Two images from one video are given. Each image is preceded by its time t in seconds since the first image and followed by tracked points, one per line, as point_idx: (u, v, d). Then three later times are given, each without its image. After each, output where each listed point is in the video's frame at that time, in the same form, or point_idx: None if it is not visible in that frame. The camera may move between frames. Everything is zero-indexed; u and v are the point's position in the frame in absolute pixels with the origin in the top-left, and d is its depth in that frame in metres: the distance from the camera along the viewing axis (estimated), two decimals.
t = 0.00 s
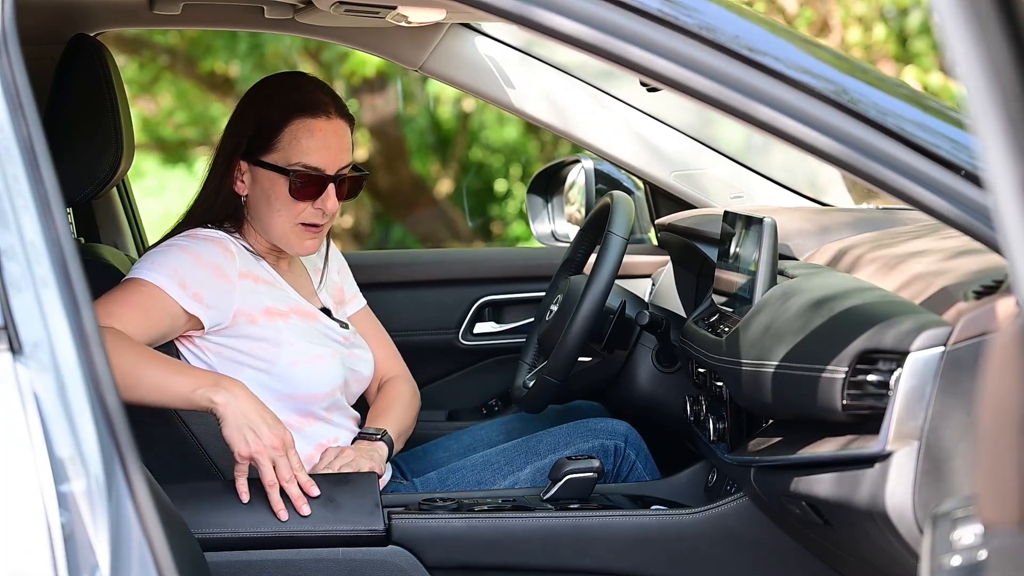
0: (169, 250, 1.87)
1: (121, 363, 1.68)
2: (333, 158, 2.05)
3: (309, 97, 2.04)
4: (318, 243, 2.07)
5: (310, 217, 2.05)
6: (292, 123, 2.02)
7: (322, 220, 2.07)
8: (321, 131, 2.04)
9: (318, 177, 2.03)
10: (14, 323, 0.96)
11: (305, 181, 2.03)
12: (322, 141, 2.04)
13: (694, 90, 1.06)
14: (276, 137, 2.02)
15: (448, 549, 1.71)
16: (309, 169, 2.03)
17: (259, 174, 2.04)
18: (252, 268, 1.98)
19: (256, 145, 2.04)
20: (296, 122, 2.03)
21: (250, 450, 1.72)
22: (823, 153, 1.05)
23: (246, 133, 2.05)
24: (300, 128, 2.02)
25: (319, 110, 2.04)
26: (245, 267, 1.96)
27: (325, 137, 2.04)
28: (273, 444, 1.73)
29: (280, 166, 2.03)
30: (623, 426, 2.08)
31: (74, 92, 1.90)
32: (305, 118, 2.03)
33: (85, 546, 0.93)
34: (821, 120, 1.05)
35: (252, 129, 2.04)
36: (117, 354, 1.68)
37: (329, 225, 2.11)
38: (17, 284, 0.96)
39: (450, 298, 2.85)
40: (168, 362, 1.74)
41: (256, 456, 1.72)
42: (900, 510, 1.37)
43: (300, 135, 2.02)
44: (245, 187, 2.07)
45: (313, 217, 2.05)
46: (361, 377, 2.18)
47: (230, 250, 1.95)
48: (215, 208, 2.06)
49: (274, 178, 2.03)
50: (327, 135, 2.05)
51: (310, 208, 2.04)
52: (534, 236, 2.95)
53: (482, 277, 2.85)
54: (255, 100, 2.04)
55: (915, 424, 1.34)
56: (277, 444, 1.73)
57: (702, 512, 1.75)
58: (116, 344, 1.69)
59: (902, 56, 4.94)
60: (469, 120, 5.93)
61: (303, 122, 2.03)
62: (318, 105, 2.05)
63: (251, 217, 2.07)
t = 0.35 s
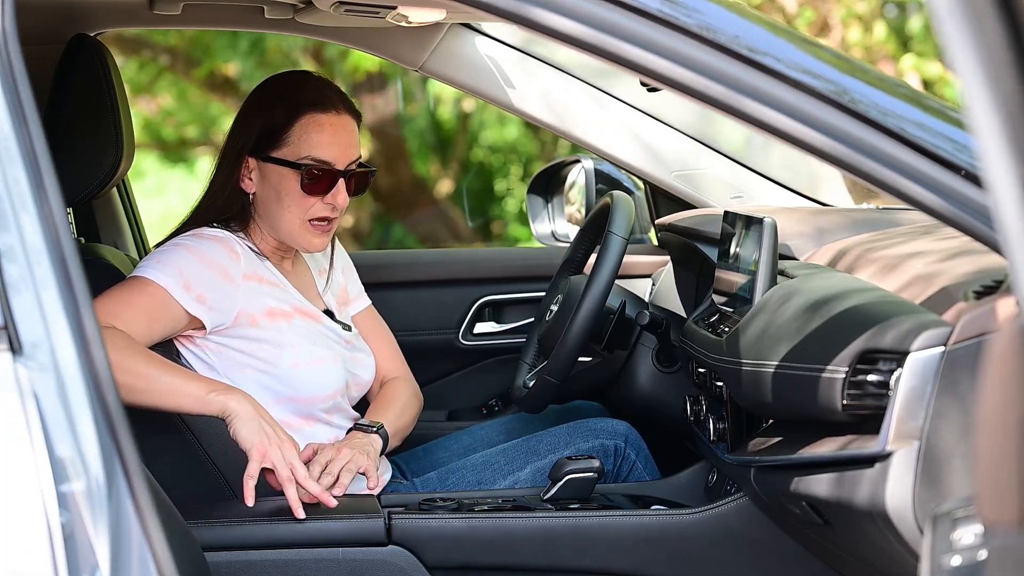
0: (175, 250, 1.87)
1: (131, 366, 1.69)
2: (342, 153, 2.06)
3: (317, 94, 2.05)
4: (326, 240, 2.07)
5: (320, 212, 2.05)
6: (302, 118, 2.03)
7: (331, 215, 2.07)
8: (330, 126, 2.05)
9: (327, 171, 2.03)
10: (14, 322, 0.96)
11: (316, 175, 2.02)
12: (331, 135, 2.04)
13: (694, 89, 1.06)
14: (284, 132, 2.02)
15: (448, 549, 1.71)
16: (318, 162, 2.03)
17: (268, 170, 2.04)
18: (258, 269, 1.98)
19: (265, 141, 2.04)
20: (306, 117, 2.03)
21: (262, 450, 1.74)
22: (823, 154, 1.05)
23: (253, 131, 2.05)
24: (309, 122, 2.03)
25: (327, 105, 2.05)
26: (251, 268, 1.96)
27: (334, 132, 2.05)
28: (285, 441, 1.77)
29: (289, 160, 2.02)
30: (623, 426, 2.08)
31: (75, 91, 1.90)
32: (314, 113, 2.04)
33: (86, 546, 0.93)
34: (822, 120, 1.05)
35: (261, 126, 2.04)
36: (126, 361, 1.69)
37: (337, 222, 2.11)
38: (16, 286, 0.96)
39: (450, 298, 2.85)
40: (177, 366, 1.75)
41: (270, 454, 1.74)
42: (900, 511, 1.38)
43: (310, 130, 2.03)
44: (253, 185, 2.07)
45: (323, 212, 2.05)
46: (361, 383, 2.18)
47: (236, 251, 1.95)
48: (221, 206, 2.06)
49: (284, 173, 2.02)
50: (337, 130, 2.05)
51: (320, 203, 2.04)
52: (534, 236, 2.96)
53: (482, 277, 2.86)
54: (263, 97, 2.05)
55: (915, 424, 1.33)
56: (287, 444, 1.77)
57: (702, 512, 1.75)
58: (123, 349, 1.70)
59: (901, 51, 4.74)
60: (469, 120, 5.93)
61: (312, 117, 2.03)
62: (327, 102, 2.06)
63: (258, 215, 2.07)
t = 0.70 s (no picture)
0: (175, 263, 1.84)
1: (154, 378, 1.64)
2: (309, 125, 2.08)
3: (284, 71, 2.09)
4: (305, 213, 2.07)
5: (291, 185, 2.06)
6: (265, 94, 2.07)
7: (305, 188, 2.07)
8: (295, 99, 2.07)
9: (292, 141, 2.05)
10: (14, 323, 0.97)
11: (281, 146, 2.05)
12: (296, 108, 2.07)
13: (693, 88, 1.06)
14: (251, 111, 2.07)
15: (448, 549, 1.71)
16: (283, 134, 2.05)
17: (242, 152, 2.08)
18: (258, 271, 1.97)
19: (238, 126, 2.09)
20: (269, 92, 2.07)
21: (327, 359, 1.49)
22: (823, 153, 1.05)
23: (229, 119, 2.10)
24: (273, 97, 2.06)
25: (292, 80, 2.09)
26: (252, 271, 1.95)
27: (299, 105, 2.07)
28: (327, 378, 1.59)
29: (254, 135, 2.06)
30: (623, 426, 2.07)
31: (75, 91, 1.90)
32: (277, 88, 2.07)
33: (85, 548, 0.92)
34: (822, 120, 1.05)
35: (236, 113, 2.09)
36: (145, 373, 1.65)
37: (319, 200, 2.11)
38: (16, 287, 0.97)
39: (450, 298, 2.85)
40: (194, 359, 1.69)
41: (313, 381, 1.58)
42: (900, 511, 1.38)
43: (273, 104, 2.06)
44: (235, 173, 2.10)
45: (295, 184, 2.06)
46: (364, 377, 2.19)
47: (236, 256, 1.93)
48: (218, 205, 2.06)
49: (252, 151, 2.06)
50: (302, 103, 2.08)
51: (289, 175, 2.06)
52: (534, 236, 2.95)
53: (482, 277, 2.86)
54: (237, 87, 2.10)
55: (915, 424, 1.34)
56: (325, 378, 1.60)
57: (702, 512, 1.75)
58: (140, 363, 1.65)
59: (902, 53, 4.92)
60: (469, 121, 5.98)
61: (275, 92, 2.07)
62: (293, 79, 2.09)
63: (243, 201, 2.10)
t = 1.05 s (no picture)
0: (204, 279, 1.82)
1: (223, 421, 1.69)
2: (320, 133, 2.07)
3: (297, 75, 2.07)
4: (317, 221, 2.07)
5: (304, 193, 2.05)
6: (277, 102, 2.04)
7: (317, 196, 2.07)
8: (306, 107, 2.06)
9: (307, 151, 2.04)
10: (14, 323, 0.97)
11: (296, 155, 2.03)
12: (308, 116, 2.05)
13: (692, 88, 1.06)
14: (262, 118, 2.04)
15: (448, 549, 1.71)
16: (298, 143, 2.04)
17: (251, 159, 2.04)
18: (271, 274, 1.95)
19: (246, 132, 2.05)
20: (281, 100, 2.05)
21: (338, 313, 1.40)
22: (822, 153, 1.05)
23: (235, 123, 2.06)
24: (285, 105, 2.04)
25: (301, 87, 2.07)
26: (267, 275, 1.93)
27: (310, 113, 2.06)
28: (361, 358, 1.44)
29: (268, 145, 2.03)
30: (624, 426, 2.07)
31: (75, 91, 1.90)
32: (289, 96, 2.05)
33: (85, 547, 0.92)
34: (822, 120, 1.05)
35: (242, 117, 2.05)
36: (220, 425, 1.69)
37: (327, 205, 2.11)
38: (16, 288, 0.97)
39: (450, 298, 2.85)
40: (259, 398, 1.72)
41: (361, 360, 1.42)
42: (900, 511, 1.38)
43: (286, 113, 2.04)
44: (240, 176, 2.07)
45: (307, 192, 2.06)
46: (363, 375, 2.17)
47: (253, 262, 1.91)
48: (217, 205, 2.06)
49: (264, 158, 2.03)
50: (313, 111, 2.07)
51: (303, 184, 2.05)
52: (534, 236, 2.95)
53: (482, 277, 2.86)
54: (240, 90, 2.06)
55: (915, 424, 1.34)
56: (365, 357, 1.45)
57: (702, 512, 1.75)
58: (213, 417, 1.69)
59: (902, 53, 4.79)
60: (469, 120, 5.93)
61: (287, 100, 2.05)
62: (302, 85, 2.07)
63: (249, 206, 2.08)
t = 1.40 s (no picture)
0: (208, 286, 1.81)
1: (217, 457, 1.64)
2: (344, 133, 2.09)
3: (324, 75, 2.10)
4: (334, 219, 2.09)
5: (326, 190, 2.07)
6: (305, 99, 2.05)
7: (336, 194, 2.10)
8: (333, 107, 2.08)
9: (335, 149, 2.06)
10: (14, 322, 0.97)
11: (324, 153, 2.05)
12: (335, 116, 2.08)
13: (692, 88, 1.06)
14: (289, 114, 2.04)
15: (447, 549, 1.71)
16: (326, 141, 2.05)
17: (274, 153, 2.04)
18: (274, 278, 1.95)
19: (271, 126, 2.04)
20: (310, 98, 2.06)
21: (361, 452, 1.50)
22: (822, 153, 1.05)
23: (255, 116, 2.04)
24: (314, 103, 2.06)
25: (327, 87, 2.09)
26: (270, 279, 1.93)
27: (337, 113, 2.08)
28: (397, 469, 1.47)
29: (295, 140, 2.04)
30: (624, 427, 2.07)
31: (75, 92, 1.90)
32: (317, 95, 2.07)
33: (85, 547, 0.92)
34: (821, 119, 1.05)
35: (262, 111, 2.04)
36: (212, 451, 1.64)
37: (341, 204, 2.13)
38: (16, 286, 0.97)
39: (450, 298, 2.84)
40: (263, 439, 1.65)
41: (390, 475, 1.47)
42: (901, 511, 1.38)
43: (314, 110, 2.05)
44: (255, 172, 2.05)
45: (330, 190, 2.08)
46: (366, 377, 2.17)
47: (257, 267, 1.91)
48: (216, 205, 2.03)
49: (291, 153, 2.03)
50: (338, 111, 2.09)
51: (327, 181, 2.06)
52: (534, 236, 2.95)
53: (482, 277, 2.86)
54: (261, 84, 2.05)
55: (915, 424, 1.34)
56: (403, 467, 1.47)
57: (702, 512, 1.75)
58: (205, 440, 1.64)
59: (899, 54, 4.71)
60: (469, 120, 5.93)
61: (315, 98, 2.06)
62: (327, 85, 2.09)
63: (263, 200, 2.07)
